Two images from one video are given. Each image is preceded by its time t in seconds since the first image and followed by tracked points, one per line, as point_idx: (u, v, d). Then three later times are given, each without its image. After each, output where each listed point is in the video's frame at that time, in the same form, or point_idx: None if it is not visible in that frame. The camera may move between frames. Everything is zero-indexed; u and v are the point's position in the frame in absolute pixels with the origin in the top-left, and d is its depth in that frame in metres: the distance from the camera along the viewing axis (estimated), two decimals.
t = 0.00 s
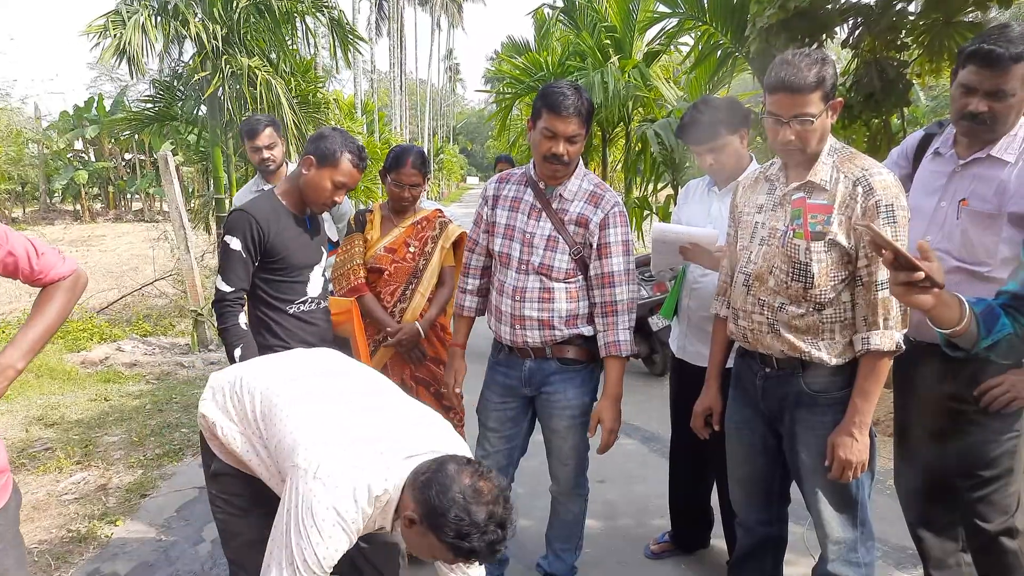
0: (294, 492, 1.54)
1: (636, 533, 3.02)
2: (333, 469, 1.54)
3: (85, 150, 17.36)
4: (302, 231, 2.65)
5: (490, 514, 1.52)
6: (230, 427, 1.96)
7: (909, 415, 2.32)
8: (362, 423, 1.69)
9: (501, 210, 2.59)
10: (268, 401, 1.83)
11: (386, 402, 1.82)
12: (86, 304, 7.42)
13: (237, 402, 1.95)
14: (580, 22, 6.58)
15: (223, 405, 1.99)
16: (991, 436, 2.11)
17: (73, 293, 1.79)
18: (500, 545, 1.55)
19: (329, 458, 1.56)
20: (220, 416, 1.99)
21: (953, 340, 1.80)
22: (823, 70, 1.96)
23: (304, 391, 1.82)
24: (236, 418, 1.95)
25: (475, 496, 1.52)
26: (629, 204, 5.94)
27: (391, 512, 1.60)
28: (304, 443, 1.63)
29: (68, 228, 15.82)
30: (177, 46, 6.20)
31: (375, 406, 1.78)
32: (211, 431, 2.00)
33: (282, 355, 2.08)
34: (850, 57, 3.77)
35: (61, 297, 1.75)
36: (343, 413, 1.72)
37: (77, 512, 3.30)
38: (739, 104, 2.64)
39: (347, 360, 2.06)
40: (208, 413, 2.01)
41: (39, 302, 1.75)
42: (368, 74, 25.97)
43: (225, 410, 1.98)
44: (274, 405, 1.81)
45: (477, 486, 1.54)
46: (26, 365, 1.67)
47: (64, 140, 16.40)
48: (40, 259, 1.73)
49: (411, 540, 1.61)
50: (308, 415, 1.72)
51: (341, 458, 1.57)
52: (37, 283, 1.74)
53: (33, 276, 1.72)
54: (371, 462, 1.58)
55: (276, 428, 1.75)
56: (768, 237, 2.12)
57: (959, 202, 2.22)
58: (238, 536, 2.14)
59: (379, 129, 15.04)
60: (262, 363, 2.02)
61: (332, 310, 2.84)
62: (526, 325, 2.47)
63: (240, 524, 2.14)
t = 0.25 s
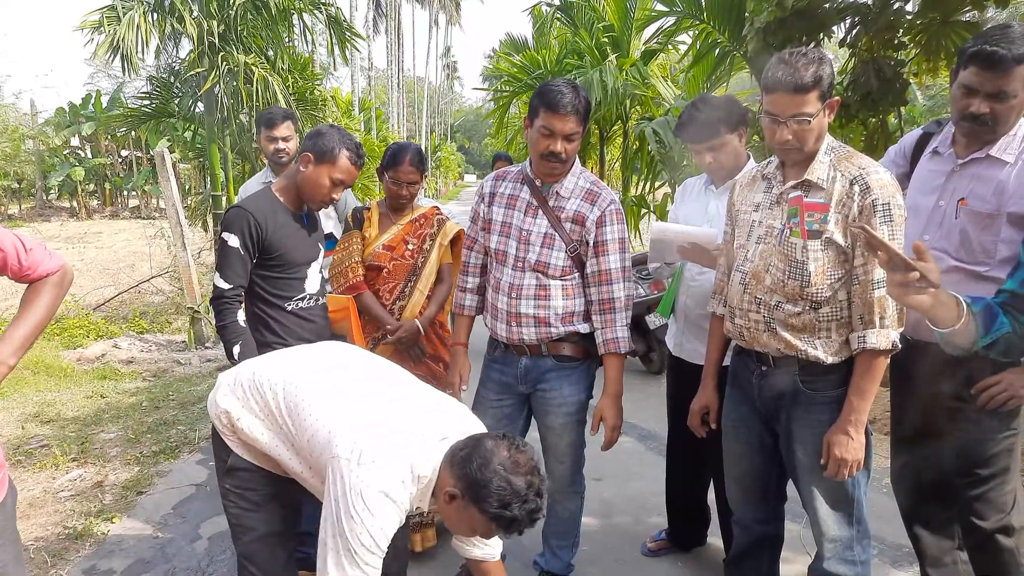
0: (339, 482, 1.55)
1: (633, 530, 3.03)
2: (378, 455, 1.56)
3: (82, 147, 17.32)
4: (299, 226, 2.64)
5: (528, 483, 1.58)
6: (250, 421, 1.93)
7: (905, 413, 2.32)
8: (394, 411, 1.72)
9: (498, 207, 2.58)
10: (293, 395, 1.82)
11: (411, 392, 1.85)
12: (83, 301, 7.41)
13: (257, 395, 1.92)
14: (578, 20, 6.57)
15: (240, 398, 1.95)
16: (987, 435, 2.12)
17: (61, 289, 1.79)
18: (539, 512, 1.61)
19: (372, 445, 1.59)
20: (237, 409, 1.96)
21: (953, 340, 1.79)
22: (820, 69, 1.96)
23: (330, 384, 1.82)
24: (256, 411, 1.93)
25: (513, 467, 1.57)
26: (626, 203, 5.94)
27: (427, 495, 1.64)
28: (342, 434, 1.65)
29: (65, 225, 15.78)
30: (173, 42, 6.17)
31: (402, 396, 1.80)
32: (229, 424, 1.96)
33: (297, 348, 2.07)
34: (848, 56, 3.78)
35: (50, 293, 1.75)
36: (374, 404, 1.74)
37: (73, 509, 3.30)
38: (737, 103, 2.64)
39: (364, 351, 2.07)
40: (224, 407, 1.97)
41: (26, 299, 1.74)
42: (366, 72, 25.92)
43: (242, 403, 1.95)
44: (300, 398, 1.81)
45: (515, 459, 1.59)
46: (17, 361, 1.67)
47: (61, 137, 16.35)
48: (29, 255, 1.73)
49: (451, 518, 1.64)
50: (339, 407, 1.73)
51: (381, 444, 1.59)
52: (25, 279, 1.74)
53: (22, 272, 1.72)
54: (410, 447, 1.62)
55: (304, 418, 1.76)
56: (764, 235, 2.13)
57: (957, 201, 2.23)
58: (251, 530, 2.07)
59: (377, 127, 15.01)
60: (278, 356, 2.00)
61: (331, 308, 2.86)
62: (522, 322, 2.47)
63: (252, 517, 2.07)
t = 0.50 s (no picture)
0: (377, 483, 1.57)
1: (632, 529, 3.03)
2: (411, 454, 1.58)
3: (81, 145, 17.31)
4: (299, 224, 2.64)
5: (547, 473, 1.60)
6: (271, 424, 1.93)
7: (905, 412, 2.32)
8: (418, 410, 1.73)
9: (497, 206, 2.58)
10: (314, 397, 1.82)
11: (430, 389, 1.86)
12: (82, 300, 7.40)
13: (275, 398, 1.91)
14: (577, 18, 6.56)
15: (259, 400, 1.94)
16: (987, 434, 2.12)
17: (56, 287, 1.79)
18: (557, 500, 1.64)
19: (403, 444, 1.61)
20: (257, 411, 1.95)
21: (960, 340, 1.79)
22: (820, 67, 1.96)
23: (350, 385, 1.82)
24: (276, 413, 1.92)
25: (533, 458, 1.59)
26: (626, 201, 5.94)
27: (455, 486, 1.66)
28: (371, 435, 1.66)
29: (64, 223, 15.78)
30: (172, 40, 6.16)
31: (414, 392, 1.81)
32: (249, 426, 1.96)
33: (310, 347, 2.06)
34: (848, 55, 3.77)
35: (45, 291, 1.75)
36: (397, 403, 1.74)
37: (72, 507, 3.30)
38: (737, 101, 2.63)
39: (370, 348, 2.06)
40: (244, 410, 1.96)
41: (21, 297, 1.74)
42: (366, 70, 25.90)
43: (262, 406, 1.94)
44: (322, 401, 1.81)
45: (534, 450, 1.61)
46: (15, 360, 1.67)
47: (60, 135, 16.34)
48: (25, 253, 1.72)
49: (471, 512, 1.66)
50: (364, 409, 1.74)
51: (413, 443, 1.61)
52: (21, 278, 1.73)
53: (18, 270, 1.71)
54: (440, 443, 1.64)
55: (326, 421, 1.76)
56: (764, 235, 2.13)
57: (958, 200, 2.22)
58: (262, 527, 2.06)
59: (376, 125, 14.99)
60: (293, 356, 2.00)
61: (331, 306, 2.86)
62: (521, 321, 2.47)
63: (268, 515, 2.06)
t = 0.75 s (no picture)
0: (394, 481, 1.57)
1: (632, 527, 3.03)
2: (424, 451, 1.58)
3: (79, 144, 17.30)
4: (299, 223, 2.64)
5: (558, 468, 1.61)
6: (281, 422, 1.93)
7: (904, 410, 2.32)
8: (427, 406, 1.73)
9: (496, 204, 2.58)
10: (324, 395, 1.82)
11: (437, 383, 1.87)
12: (81, 299, 7.40)
13: (285, 397, 1.91)
14: (576, 17, 6.55)
15: (268, 398, 1.94)
16: (987, 432, 2.12)
17: (56, 286, 1.79)
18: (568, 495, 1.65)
19: (416, 440, 1.61)
20: (266, 410, 1.95)
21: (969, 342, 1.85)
22: (819, 66, 1.96)
23: (358, 381, 1.82)
24: (286, 411, 1.92)
25: (543, 451, 1.61)
26: (625, 200, 5.94)
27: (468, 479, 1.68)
28: (384, 432, 1.66)
29: (63, 222, 15.76)
30: (170, 39, 6.15)
31: (421, 385, 1.82)
32: (260, 425, 1.96)
33: (316, 344, 2.06)
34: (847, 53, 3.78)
35: (45, 289, 1.75)
36: (407, 399, 1.75)
37: (72, 507, 3.30)
38: (736, 100, 2.63)
39: (372, 344, 2.06)
40: (253, 409, 1.96)
41: (21, 296, 1.74)
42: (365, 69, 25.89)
43: (271, 405, 1.94)
44: (333, 397, 1.81)
45: (544, 444, 1.63)
46: (16, 358, 1.67)
47: (59, 133, 16.34)
48: (25, 252, 1.72)
49: (482, 505, 1.66)
50: (373, 407, 1.73)
51: (425, 439, 1.61)
52: (21, 277, 1.73)
53: (18, 269, 1.71)
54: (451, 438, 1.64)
55: (337, 419, 1.76)
56: (763, 234, 2.13)
57: (958, 198, 2.22)
58: (275, 524, 2.06)
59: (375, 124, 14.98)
60: (301, 355, 2.00)
61: (330, 305, 2.85)
62: (520, 319, 2.47)
63: (279, 513, 2.07)
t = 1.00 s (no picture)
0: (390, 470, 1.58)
1: (632, 526, 3.03)
2: (420, 440, 1.59)
3: (80, 143, 17.31)
4: (300, 222, 2.64)
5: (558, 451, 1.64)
6: (280, 416, 1.93)
7: (904, 409, 2.32)
8: (425, 395, 1.73)
9: (496, 203, 2.58)
10: (322, 386, 1.82)
11: (433, 371, 1.87)
12: (82, 298, 7.40)
13: (284, 390, 1.91)
14: (576, 16, 6.55)
15: (266, 392, 1.94)
16: (987, 430, 2.13)
17: (58, 285, 1.79)
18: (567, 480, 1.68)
19: (413, 430, 1.61)
20: (265, 405, 1.95)
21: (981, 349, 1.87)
22: (818, 65, 1.96)
23: (355, 370, 1.82)
24: (285, 404, 1.92)
25: (544, 436, 1.63)
26: (625, 199, 5.94)
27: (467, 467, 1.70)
28: (381, 422, 1.66)
29: (63, 221, 15.77)
30: (170, 39, 6.15)
31: (417, 374, 1.82)
32: (258, 418, 1.96)
33: (314, 337, 2.06)
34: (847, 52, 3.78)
35: (47, 289, 1.76)
36: (405, 387, 1.75)
37: (73, 506, 3.30)
38: (736, 98, 2.63)
39: (369, 335, 2.06)
40: (252, 404, 1.96)
41: (24, 296, 1.74)
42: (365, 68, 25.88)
43: (269, 398, 1.95)
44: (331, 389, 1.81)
45: (543, 428, 1.65)
46: (18, 357, 1.67)
47: (60, 133, 16.35)
48: (27, 251, 1.72)
49: (482, 489, 1.69)
50: (373, 396, 1.74)
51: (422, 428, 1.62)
52: (23, 276, 1.74)
53: (20, 268, 1.72)
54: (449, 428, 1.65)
55: (336, 411, 1.77)
56: (763, 232, 2.13)
57: (958, 196, 2.22)
58: (272, 523, 2.06)
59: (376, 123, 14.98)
60: (300, 347, 2.00)
61: (331, 303, 2.86)
62: (520, 318, 2.47)
63: (276, 511, 2.07)
